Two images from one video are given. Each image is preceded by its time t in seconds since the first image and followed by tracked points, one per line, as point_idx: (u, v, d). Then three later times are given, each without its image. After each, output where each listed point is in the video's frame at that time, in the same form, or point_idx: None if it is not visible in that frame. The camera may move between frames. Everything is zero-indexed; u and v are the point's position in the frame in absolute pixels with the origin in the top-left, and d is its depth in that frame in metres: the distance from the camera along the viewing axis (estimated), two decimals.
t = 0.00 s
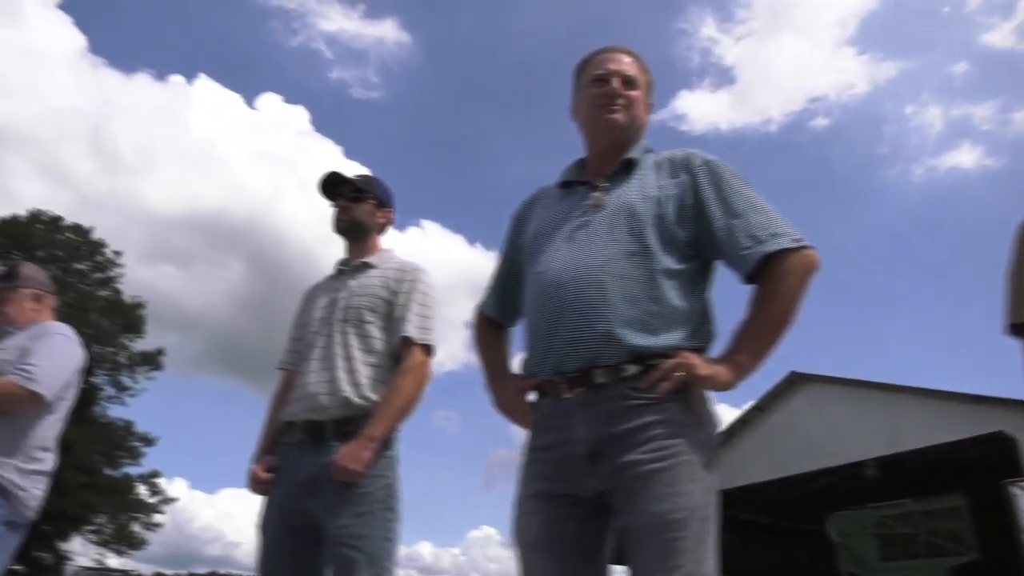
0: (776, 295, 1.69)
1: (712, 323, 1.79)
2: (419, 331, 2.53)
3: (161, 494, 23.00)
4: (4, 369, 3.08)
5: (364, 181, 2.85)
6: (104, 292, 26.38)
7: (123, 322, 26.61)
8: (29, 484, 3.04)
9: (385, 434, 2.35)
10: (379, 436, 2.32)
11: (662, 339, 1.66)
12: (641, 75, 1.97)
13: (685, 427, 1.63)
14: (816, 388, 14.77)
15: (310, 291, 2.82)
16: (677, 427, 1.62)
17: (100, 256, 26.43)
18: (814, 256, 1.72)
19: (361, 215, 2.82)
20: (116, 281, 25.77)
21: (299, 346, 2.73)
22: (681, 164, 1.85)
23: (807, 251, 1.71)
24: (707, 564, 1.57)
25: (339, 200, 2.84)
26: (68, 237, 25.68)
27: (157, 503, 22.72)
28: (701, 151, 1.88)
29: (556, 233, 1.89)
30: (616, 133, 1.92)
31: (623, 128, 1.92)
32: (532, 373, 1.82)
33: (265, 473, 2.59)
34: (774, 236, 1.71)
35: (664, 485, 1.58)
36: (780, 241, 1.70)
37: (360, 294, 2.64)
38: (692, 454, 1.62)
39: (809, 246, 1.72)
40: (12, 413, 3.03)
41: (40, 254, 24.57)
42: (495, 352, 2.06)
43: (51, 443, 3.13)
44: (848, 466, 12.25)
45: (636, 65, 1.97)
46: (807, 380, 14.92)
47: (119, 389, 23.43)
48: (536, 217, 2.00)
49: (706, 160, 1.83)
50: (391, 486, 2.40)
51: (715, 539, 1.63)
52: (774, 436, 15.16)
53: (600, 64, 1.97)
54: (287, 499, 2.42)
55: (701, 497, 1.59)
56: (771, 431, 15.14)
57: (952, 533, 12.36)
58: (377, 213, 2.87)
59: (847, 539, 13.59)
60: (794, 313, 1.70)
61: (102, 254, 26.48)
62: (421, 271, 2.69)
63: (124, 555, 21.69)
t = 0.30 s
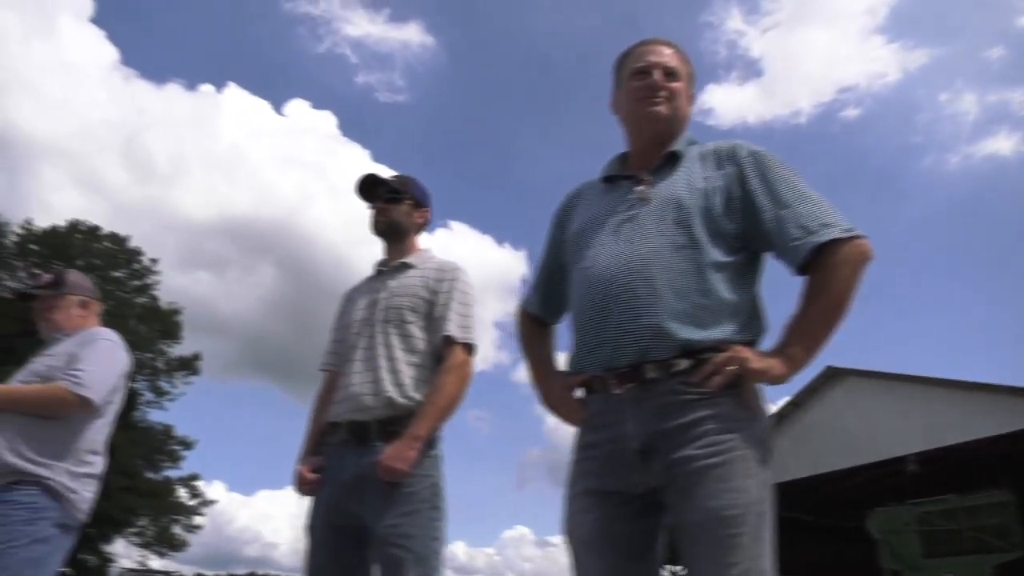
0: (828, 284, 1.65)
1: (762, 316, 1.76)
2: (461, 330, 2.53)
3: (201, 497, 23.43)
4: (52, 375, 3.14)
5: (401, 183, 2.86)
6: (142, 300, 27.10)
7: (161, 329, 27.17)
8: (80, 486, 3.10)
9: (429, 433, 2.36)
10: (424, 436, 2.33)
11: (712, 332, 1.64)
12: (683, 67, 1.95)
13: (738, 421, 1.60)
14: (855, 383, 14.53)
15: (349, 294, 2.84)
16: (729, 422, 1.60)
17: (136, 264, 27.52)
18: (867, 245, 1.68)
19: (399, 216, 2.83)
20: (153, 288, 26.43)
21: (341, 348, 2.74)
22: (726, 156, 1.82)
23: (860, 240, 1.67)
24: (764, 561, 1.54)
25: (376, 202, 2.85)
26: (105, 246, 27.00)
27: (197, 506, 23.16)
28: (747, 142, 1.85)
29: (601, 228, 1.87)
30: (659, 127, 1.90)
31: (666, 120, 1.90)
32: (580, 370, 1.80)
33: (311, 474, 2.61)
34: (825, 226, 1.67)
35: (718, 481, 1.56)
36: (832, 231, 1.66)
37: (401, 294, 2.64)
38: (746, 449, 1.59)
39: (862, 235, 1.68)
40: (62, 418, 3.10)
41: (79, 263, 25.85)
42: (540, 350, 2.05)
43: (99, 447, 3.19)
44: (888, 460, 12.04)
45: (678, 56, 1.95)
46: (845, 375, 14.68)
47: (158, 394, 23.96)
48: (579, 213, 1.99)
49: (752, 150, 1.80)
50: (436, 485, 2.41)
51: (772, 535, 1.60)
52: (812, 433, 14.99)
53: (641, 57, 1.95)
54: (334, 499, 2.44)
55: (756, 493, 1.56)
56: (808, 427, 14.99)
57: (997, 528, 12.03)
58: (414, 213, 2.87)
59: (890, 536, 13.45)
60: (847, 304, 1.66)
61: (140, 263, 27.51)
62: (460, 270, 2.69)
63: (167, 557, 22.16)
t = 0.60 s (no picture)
0: (882, 272, 1.61)
1: (813, 307, 1.73)
2: (501, 328, 2.52)
3: (240, 499, 23.77)
4: (101, 378, 3.20)
5: (438, 181, 2.86)
6: (179, 305, 27.70)
7: (198, 334, 27.60)
8: (130, 488, 3.16)
9: (473, 430, 2.36)
10: (468, 434, 2.34)
11: (764, 324, 1.61)
12: (726, 55, 1.92)
13: (793, 414, 1.57)
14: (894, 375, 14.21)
15: (389, 294, 2.85)
16: (783, 415, 1.57)
17: (173, 270, 28.26)
18: (922, 231, 1.64)
19: (436, 215, 2.84)
20: (189, 293, 26.99)
21: (382, 347, 2.75)
22: (773, 144, 1.78)
23: (914, 227, 1.63)
24: (822, 555, 1.51)
25: (413, 201, 2.85)
26: (143, 253, 27.99)
27: (236, 506, 23.53)
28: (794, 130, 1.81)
29: (646, 221, 1.85)
30: (703, 117, 1.87)
31: (709, 110, 1.87)
32: (627, 364, 1.78)
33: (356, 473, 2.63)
34: (877, 213, 1.63)
35: (774, 475, 1.53)
36: (885, 218, 1.62)
37: (441, 293, 2.64)
38: (801, 442, 1.56)
39: (916, 222, 1.63)
40: (112, 421, 3.16)
41: (118, 269, 26.69)
42: (585, 345, 2.04)
43: (148, 448, 3.25)
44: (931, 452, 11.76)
45: (721, 45, 1.92)
46: (883, 367, 14.36)
47: (196, 398, 24.41)
48: (623, 206, 1.97)
49: (799, 138, 1.76)
50: (481, 483, 2.41)
51: (829, 529, 1.56)
52: (851, 427, 14.74)
53: (683, 47, 1.93)
54: (379, 498, 2.45)
55: (813, 487, 1.53)
56: (847, 420, 14.74)
57: None
58: (451, 212, 2.88)
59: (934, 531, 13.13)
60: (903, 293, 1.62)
61: (175, 269, 28.32)
62: (499, 268, 2.68)
63: (208, 557, 22.51)
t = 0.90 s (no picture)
0: (937, 257, 1.57)
1: (865, 295, 1.70)
2: (542, 323, 2.51)
3: (278, 499, 24.08)
4: (147, 381, 3.26)
5: (474, 177, 2.84)
6: (215, 310, 28.18)
7: (234, 337, 28.01)
8: (178, 489, 3.21)
9: (516, 426, 2.35)
10: (511, 429, 2.33)
11: (815, 312, 1.58)
12: (767, 41, 1.89)
13: (848, 404, 1.54)
14: (937, 367, 13.92)
15: (428, 292, 2.85)
16: (839, 404, 1.54)
17: (208, 276, 28.63)
18: (979, 214, 1.59)
19: (474, 211, 2.83)
20: (224, 298, 27.44)
21: (422, 345, 2.76)
22: (820, 129, 1.75)
23: (971, 210, 1.58)
24: (881, 546, 1.47)
25: (450, 198, 2.85)
26: (178, 260, 28.61)
27: (275, 507, 23.86)
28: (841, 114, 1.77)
29: (690, 211, 1.83)
30: (746, 105, 1.85)
31: (752, 97, 1.84)
32: (675, 356, 1.76)
33: (401, 470, 2.63)
34: (931, 196, 1.59)
35: (832, 466, 1.50)
36: (938, 201, 1.58)
37: (479, 289, 2.64)
38: (857, 432, 1.53)
39: (973, 204, 1.58)
40: (160, 423, 3.21)
41: (155, 276, 27.17)
42: (629, 338, 2.02)
43: (194, 449, 3.30)
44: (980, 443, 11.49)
45: (762, 30, 1.89)
46: (926, 359, 14.09)
47: (233, 401, 24.79)
48: (665, 198, 1.95)
49: (847, 122, 1.73)
50: (525, 479, 2.41)
51: (890, 521, 1.53)
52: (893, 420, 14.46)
53: (723, 34, 1.90)
54: (424, 496, 2.46)
55: (871, 478, 1.49)
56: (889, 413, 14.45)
57: None
58: (487, 208, 2.87)
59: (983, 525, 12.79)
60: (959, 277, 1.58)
61: (211, 274, 28.74)
62: (538, 262, 2.67)
63: (249, 558, 22.83)
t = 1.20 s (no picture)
0: (995, 235, 1.52)
1: (919, 277, 1.65)
2: (583, 315, 2.49)
3: (317, 499, 24.39)
4: (192, 384, 3.31)
5: (510, 171, 2.84)
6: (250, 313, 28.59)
7: (270, 340, 28.39)
8: (225, 489, 3.26)
9: (560, 420, 2.34)
10: (555, 423, 2.32)
11: (869, 297, 1.55)
12: (809, 21, 1.85)
13: (907, 389, 1.51)
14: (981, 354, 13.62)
15: (467, 287, 2.85)
16: (897, 390, 1.50)
17: (243, 280, 29.04)
18: None
19: (510, 205, 2.82)
20: (259, 301, 27.86)
21: (463, 341, 2.76)
22: (868, 109, 1.71)
23: None
24: (946, 533, 1.44)
25: (486, 193, 2.84)
26: (213, 265, 29.07)
27: (314, 507, 24.16)
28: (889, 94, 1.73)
29: (735, 197, 1.80)
30: (789, 87, 1.81)
31: (796, 79, 1.80)
32: (724, 344, 1.74)
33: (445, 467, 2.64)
34: (987, 174, 1.54)
35: (893, 452, 1.47)
36: (995, 178, 1.53)
37: (519, 284, 2.63)
38: (917, 418, 1.49)
39: None
40: (205, 425, 3.26)
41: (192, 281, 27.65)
42: (674, 329, 2.00)
43: (239, 450, 3.35)
44: None
45: (803, 11, 1.85)
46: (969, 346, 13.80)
47: (270, 403, 25.12)
48: (708, 185, 1.92)
49: (895, 100, 1.68)
50: (571, 473, 2.39)
51: (952, 508, 1.49)
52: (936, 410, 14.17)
53: (763, 16, 1.86)
54: (469, 491, 2.46)
55: (932, 463, 1.46)
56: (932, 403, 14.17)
57: None
58: (523, 202, 2.86)
59: None
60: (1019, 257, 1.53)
61: (245, 278, 29.04)
62: (576, 255, 2.65)
63: (290, 557, 23.15)
